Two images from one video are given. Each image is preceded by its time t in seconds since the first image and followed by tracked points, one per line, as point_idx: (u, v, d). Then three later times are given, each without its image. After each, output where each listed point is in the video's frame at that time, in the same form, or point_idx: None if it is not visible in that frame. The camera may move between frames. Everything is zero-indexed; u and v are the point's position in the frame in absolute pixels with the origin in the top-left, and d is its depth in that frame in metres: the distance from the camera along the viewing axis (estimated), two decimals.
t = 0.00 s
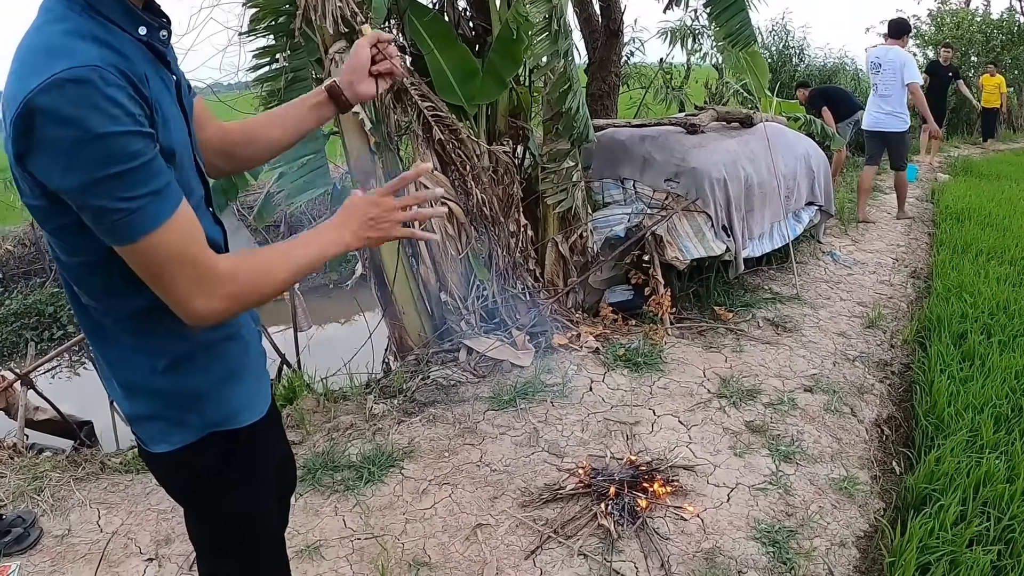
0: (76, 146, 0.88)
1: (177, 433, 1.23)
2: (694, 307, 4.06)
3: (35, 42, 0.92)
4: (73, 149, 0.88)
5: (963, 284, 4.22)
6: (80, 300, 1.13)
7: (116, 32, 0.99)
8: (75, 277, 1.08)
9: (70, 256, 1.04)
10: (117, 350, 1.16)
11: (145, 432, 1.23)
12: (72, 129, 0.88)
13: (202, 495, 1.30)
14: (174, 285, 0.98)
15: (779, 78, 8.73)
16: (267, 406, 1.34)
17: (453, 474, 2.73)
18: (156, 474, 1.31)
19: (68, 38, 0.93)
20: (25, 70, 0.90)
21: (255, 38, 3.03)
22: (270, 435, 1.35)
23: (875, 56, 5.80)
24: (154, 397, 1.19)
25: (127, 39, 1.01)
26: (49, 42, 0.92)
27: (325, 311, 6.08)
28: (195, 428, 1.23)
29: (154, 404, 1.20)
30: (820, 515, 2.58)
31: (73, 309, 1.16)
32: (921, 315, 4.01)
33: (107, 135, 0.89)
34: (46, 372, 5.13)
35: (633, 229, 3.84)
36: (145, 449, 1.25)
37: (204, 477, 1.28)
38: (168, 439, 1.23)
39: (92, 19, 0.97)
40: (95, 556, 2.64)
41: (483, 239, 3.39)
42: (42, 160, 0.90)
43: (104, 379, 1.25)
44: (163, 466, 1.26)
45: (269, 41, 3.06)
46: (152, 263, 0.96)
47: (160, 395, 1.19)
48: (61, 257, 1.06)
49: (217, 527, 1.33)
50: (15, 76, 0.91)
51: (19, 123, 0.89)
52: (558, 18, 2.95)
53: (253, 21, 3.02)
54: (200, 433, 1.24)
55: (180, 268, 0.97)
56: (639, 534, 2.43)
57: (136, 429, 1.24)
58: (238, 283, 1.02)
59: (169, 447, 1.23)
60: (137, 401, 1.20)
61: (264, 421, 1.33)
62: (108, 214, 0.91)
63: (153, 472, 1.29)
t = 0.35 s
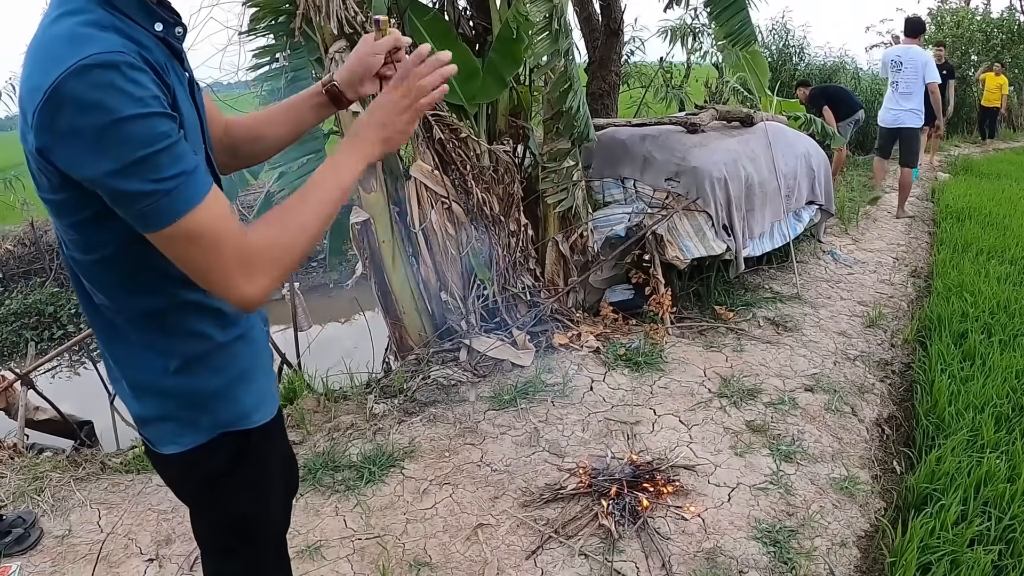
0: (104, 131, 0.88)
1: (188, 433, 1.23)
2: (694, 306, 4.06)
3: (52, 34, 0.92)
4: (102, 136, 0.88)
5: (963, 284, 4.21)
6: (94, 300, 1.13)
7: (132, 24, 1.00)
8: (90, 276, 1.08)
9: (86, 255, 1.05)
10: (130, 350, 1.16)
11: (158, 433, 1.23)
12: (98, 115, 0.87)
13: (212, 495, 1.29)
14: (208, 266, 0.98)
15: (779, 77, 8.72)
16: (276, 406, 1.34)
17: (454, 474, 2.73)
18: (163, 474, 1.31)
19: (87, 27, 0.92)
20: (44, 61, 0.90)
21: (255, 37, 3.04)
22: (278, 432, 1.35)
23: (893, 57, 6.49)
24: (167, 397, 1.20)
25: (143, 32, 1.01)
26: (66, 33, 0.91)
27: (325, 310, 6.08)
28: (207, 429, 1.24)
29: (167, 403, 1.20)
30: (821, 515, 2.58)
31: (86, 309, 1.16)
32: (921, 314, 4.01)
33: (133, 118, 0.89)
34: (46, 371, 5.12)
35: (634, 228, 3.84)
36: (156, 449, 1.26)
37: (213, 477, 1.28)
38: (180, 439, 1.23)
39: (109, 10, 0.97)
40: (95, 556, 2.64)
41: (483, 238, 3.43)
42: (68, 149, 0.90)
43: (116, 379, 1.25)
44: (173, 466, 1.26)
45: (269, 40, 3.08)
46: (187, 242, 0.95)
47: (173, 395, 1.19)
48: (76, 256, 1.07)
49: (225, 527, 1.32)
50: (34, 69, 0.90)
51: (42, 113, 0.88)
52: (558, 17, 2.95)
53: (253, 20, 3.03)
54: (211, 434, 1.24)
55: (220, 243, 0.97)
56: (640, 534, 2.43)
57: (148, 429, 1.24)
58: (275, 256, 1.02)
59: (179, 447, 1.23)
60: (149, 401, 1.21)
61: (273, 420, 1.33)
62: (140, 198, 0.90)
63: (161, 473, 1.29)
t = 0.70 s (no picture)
0: (115, 130, 0.84)
1: (200, 436, 1.22)
2: (695, 305, 4.05)
3: (72, 25, 0.89)
4: (110, 135, 0.84)
5: (964, 283, 4.21)
6: (105, 301, 1.12)
7: (155, 21, 0.97)
8: (100, 276, 1.06)
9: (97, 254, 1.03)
10: (142, 351, 1.15)
11: (169, 436, 1.23)
12: (112, 112, 0.84)
13: (226, 499, 1.29)
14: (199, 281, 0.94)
15: (778, 75, 8.72)
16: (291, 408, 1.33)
17: (455, 474, 2.73)
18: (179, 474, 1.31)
19: (110, 20, 0.90)
20: (62, 52, 0.87)
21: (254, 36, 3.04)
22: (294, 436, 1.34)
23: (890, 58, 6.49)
24: (179, 399, 1.19)
25: (165, 30, 0.98)
26: (87, 24, 0.89)
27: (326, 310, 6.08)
28: (218, 431, 1.23)
29: (178, 406, 1.20)
30: (822, 515, 2.58)
31: (96, 310, 1.15)
32: (922, 313, 4.01)
33: (149, 119, 0.85)
34: (45, 371, 5.11)
35: (634, 227, 3.83)
36: (168, 450, 1.25)
37: (225, 480, 1.27)
38: (191, 441, 1.22)
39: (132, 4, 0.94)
40: (95, 557, 2.63)
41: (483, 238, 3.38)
42: (75, 145, 0.86)
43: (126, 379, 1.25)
44: (187, 469, 1.25)
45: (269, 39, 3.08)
46: (181, 253, 0.91)
47: (185, 397, 1.18)
48: (87, 255, 1.05)
49: (240, 529, 1.32)
50: (53, 59, 0.87)
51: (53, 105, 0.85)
52: (558, 16, 3.00)
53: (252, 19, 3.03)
54: (223, 437, 1.23)
55: (215, 258, 0.93)
56: (642, 534, 2.43)
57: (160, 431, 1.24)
58: (270, 283, 0.98)
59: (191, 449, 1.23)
60: (160, 404, 1.20)
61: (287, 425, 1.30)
62: (144, 201, 0.87)
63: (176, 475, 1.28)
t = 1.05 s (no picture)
0: (158, 91, 0.85)
1: (206, 434, 1.19)
2: (690, 303, 4.05)
3: (122, 6, 0.92)
4: (154, 97, 0.85)
5: (958, 280, 4.22)
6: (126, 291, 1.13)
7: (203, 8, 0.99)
8: (121, 263, 1.08)
9: (120, 239, 1.05)
10: (157, 343, 1.15)
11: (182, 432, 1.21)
12: (156, 76, 0.85)
13: (234, 496, 1.25)
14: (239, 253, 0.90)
15: (773, 73, 8.73)
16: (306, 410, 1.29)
17: (450, 473, 2.73)
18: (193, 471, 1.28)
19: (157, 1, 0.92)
20: (111, 27, 0.89)
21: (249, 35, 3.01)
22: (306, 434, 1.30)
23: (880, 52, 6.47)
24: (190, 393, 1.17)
25: (211, 16, 0.99)
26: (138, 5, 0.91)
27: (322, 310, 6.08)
28: (225, 430, 1.20)
29: (188, 401, 1.18)
30: (816, 512, 2.58)
31: (120, 299, 1.17)
32: (917, 311, 4.01)
33: (190, 80, 0.85)
34: (41, 371, 5.10)
35: (629, 225, 3.81)
36: (178, 446, 1.23)
37: (234, 477, 1.23)
38: (199, 439, 1.20)
39: None
40: (91, 557, 2.63)
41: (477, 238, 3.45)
42: (120, 114, 0.87)
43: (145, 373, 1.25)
44: (197, 465, 1.23)
45: (263, 39, 3.05)
46: (221, 219, 0.88)
47: (195, 392, 1.17)
48: (113, 243, 1.07)
49: (251, 528, 1.28)
50: (102, 36, 0.90)
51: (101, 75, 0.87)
52: (552, 14, 2.97)
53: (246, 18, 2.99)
54: (230, 436, 1.20)
55: (268, 222, 0.90)
56: (636, 532, 2.43)
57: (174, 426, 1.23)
58: (324, 255, 0.95)
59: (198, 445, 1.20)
60: (171, 398, 1.19)
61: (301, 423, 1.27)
62: (186, 162, 0.85)
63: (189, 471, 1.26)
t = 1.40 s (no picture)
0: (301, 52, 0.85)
1: (233, 415, 1.17)
2: (682, 301, 4.05)
3: None
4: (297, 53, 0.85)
5: (950, 276, 4.24)
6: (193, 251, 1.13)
7: None
8: (200, 220, 1.08)
9: (204, 196, 1.05)
10: (207, 309, 1.14)
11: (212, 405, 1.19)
12: (303, 39, 0.86)
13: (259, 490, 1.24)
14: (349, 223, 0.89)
15: (765, 71, 8.75)
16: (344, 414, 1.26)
17: (442, 471, 2.73)
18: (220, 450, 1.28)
19: None
20: None
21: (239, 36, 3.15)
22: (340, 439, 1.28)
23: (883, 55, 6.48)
24: (225, 368, 1.15)
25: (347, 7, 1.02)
26: None
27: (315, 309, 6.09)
28: (252, 417, 1.17)
29: (225, 378, 1.16)
30: (808, 508, 2.59)
31: (184, 257, 1.17)
32: (908, 307, 4.02)
33: (334, 51, 0.87)
34: (34, 373, 5.09)
35: (621, 224, 3.79)
36: (204, 420, 1.22)
37: (260, 471, 1.21)
38: (225, 419, 1.18)
39: None
40: (84, 558, 2.63)
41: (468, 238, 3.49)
42: (255, 68, 0.87)
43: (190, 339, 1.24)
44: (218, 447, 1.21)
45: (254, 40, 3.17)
46: (340, 187, 0.88)
47: (231, 368, 1.15)
48: (195, 199, 1.07)
49: (274, 523, 1.26)
50: None
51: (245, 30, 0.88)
52: (543, 13, 2.97)
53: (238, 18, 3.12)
54: (252, 423, 1.17)
55: (384, 194, 0.90)
56: (628, 529, 2.44)
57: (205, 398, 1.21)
58: (424, 235, 0.96)
59: (225, 425, 1.18)
60: (210, 370, 1.17)
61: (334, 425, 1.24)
62: (316, 122, 0.86)
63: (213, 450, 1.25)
